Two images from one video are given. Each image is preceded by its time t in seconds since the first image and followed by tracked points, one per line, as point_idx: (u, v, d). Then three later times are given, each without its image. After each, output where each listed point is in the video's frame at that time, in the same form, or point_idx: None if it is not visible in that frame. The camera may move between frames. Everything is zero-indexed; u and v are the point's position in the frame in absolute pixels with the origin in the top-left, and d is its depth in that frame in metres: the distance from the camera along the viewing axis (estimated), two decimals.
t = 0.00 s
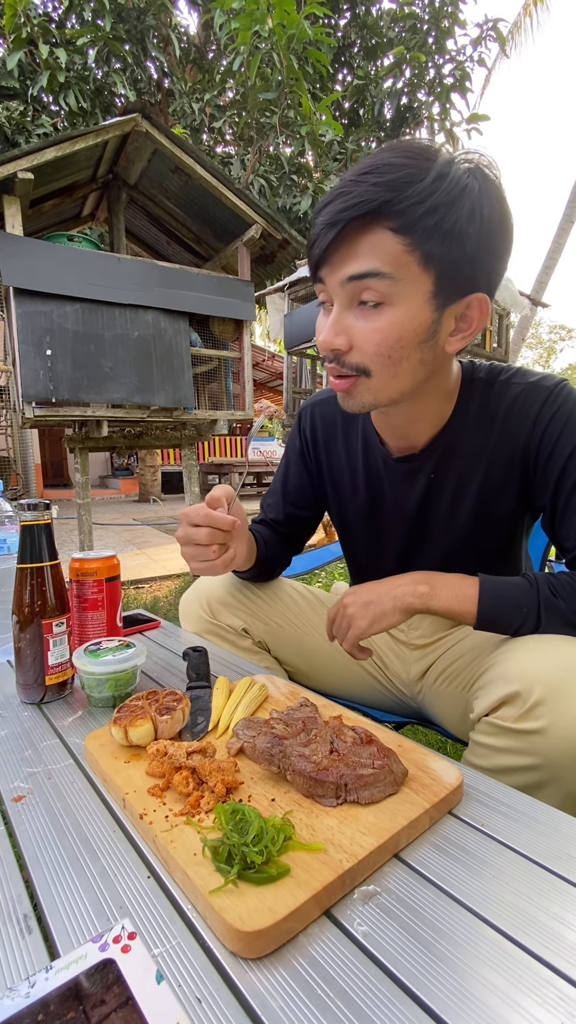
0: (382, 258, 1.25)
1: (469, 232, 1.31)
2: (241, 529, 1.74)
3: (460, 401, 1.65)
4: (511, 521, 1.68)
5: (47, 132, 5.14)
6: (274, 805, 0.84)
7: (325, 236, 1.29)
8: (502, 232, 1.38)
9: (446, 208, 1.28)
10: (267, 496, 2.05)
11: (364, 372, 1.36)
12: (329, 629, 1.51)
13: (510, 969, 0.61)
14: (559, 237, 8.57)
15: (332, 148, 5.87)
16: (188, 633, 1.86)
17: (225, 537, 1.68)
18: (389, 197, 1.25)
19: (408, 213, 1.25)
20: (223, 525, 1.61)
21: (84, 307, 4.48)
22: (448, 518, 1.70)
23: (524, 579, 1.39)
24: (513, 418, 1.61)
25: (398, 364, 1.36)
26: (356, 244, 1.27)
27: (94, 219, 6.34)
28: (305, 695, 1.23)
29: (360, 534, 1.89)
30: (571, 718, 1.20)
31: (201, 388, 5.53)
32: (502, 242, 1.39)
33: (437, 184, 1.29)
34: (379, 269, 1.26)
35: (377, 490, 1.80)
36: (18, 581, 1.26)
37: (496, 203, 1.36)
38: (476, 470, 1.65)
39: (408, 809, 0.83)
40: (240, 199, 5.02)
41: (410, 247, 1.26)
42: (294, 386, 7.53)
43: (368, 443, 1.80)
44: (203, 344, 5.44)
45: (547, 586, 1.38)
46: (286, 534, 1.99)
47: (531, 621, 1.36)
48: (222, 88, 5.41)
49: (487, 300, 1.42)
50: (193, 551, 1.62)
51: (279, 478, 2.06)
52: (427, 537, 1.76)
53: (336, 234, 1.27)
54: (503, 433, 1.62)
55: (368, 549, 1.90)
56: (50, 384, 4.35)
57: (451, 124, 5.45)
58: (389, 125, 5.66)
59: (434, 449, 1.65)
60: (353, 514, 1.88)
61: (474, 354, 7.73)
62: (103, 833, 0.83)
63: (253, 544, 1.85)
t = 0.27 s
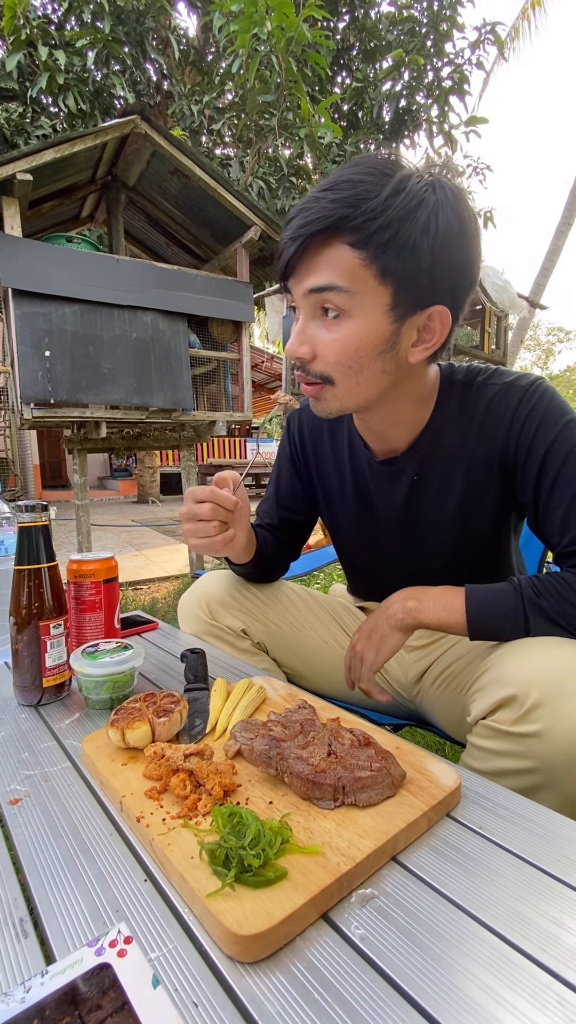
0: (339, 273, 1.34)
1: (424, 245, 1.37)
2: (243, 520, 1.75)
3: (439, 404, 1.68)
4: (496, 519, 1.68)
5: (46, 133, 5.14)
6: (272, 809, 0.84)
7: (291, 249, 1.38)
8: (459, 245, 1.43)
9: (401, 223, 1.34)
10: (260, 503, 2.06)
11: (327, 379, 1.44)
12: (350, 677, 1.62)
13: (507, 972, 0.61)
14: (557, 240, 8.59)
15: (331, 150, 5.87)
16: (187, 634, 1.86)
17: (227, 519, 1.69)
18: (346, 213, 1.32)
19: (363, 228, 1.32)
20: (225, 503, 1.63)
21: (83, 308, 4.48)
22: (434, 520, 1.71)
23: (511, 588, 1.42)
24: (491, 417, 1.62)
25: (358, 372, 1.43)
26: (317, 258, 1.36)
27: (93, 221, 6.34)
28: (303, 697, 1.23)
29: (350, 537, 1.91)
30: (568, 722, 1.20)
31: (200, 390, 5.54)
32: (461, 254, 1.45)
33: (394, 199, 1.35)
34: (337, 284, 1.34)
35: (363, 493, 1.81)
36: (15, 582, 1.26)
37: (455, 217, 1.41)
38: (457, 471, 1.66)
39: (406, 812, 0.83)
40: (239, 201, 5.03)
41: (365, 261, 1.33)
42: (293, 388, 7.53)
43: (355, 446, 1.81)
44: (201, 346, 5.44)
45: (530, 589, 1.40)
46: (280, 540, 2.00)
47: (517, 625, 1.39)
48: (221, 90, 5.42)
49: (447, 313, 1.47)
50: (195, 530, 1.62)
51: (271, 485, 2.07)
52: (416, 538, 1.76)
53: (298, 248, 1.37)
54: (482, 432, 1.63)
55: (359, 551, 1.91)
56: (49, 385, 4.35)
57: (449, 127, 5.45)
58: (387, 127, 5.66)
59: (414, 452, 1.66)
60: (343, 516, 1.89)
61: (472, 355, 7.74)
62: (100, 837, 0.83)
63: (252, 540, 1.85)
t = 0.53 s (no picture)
0: (317, 280, 1.32)
1: (399, 252, 1.35)
2: (235, 514, 1.72)
3: (425, 404, 1.65)
4: (483, 520, 1.67)
5: (45, 135, 5.15)
6: (269, 812, 0.83)
7: (270, 258, 1.38)
8: (435, 253, 1.42)
9: (377, 230, 1.32)
10: (255, 506, 2.06)
11: (311, 388, 1.43)
12: (347, 695, 1.66)
13: (503, 975, 0.61)
14: (554, 243, 8.63)
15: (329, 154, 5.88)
16: (184, 636, 1.85)
17: (219, 511, 1.69)
18: (323, 222, 1.31)
19: (339, 237, 1.31)
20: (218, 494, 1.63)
21: (80, 309, 4.48)
22: (424, 523, 1.70)
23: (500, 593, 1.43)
24: (477, 417, 1.61)
25: (341, 379, 1.41)
26: (296, 266, 1.35)
27: (92, 222, 6.35)
28: (300, 699, 1.23)
29: (342, 539, 1.90)
30: (564, 724, 1.19)
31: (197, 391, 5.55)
32: (438, 261, 1.43)
33: (370, 206, 1.34)
34: (316, 291, 1.33)
35: (354, 496, 1.80)
36: (11, 584, 1.25)
37: (430, 224, 1.40)
38: (445, 472, 1.65)
39: (403, 815, 0.82)
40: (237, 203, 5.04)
41: (342, 269, 1.31)
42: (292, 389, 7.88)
43: (344, 448, 1.81)
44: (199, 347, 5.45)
45: (518, 591, 1.41)
46: (275, 542, 1.99)
47: (509, 627, 1.40)
48: (220, 93, 5.44)
49: (426, 319, 1.45)
50: (187, 519, 1.62)
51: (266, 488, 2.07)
52: (405, 542, 1.75)
53: (276, 257, 1.36)
54: (468, 433, 1.61)
55: (350, 554, 1.91)
56: (46, 387, 4.35)
57: (447, 131, 5.47)
58: (385, 131, 5.69)
59: (403, 454, 1.65)
60: (335, 518, 1.88)
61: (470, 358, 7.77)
62: (96, 840, 0.82)
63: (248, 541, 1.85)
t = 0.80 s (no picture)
0: (305, 293, 1.31)
1: (388, 268, 1.33)
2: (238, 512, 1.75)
3: (420, 409, 1.65)
4: (479, 525, 1.67)
5: (42, 137, 5.15)
6: (267, 819, 0.83)
7: (261, 269, 1.37)
8: (426, 270, 1.38)
9: (366, 245, 1.30)
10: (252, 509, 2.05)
11: (307, 398, 1.42)
12: (344, 700, 1.66)
13: (503, 984, 0.61)
14: (549, 248, 8.67)
15: (326, 158, 5.90)
16: (181, 640, 1.85)
17: (223, 506, 1.70)
18: (313, 234, 1.30)
19: (328, 250, 1.29)
20: (224, 489, 1.65)
21: (77, 312, 4.48)
22: (421, 528, 1.70)
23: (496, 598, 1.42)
24: (472, 422, 1.61)
25: (329, 391, 1.40)
26: (286, 277, 1.34)
27: (89, 224, 6.34)
28: (298, 704, 1.22)
29: (338, 544, 1.89)
30: (561, 728, 1.19)
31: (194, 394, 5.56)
32: (429, 277, 1.40)
33: (360, 220, 1.32)
34: (303, 303, 1.32)
35: (350, 501, 1.80)
36: (7, 587, 1.24)
37: (421, 240, 1.37)
38: (441, 477, 1.64)
39: (402, 821, 0.82)
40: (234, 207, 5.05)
41: (330, 282, 1.30)
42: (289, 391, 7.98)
43: (340, 453, 1.80)
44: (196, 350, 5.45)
45: (514, 595, 1.41)
46: (271, 545, 1.99)
47: (506, 632, 1.40)
48: (218, 98, 5.45)
49: (414, 336, 1.42)
50: (191, 509, 1.62)
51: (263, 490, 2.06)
52: (401, 548, 1.75)
53: (267, 267, 1.35)
54: (464, 438, 1.61)
55: (347, 559, 1.90)
56: (42, 389, 4.34)
57: (443, 136, 5.49)
58: (382, 136, 5.71)
59: (399, 459, 1.64)
60: (331, 522, 1.87)
61: (466, 362, 7.80)
62: (92, 848, 0.81)
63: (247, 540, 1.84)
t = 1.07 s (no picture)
0: (295, 311, 1.29)
1: (379, 284, 1.29)
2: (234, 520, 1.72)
3: (420, 416, 1.63)
4: (479, 533, 1.65)
5: (38, 141, 5.13)
6: (265, 842, 0.79)
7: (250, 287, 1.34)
8: (420, 285, 1.34)
9: (356, 262, 1.27)
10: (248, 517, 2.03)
11: (294, 413, 1.41)
12: (341, 711, 1.63)
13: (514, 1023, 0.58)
14: (543, 255, 8.72)
15: (322, 164, 5.91)
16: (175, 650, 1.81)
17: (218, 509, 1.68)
18: (301, 252, 1.27)
19: (316, 269, 1.26)
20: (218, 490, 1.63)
21: (71, 315, 4.45)
22: (420, 537, 1.67)
23: (497, 609, 1.41)
24: (472, 430, 1.59)
25: (321, 406, 1.39)
26: (276, 295, 1.31)
27: (84, 228, 6.31)
28: (296, 719, 1.19)
29: (336, 552, 1.87)
30: (564, 744, 1.17)
31: (190, 398, 5.53)
32: (423, 292, 1.35)
33: (349, 236, 1.28)
34: (294, 322, 1.29)
35: (348, 509, 1.77)
36: None
37: (414, 253, 1.32)
38: (441, 485, 1.62)
39: (405, 845, 0.79)
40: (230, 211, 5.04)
41: (320, 301, 1.27)
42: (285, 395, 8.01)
43: (337, 460, 1.78)
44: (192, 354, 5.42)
45: (516, 605, 1.39)
46: (268, 552, 1.96)
47: (508, 642, 1.38)
48: (214, 103, 5.45)
49: (408, 352, 1.39)
50: (186, 514, 1.61)
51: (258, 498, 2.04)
52: (400, 557, 1.73)
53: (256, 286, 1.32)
54: (464, 446, 1.59)
55: (345, 568, 1.88)
56: (36, 393, 4.30)
57: (438, 144, 5.51)
58: (377, 143, 5.72)
59: (398, 466, 1.62)
60: (329, 530, 1.84)
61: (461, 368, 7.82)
62: (82, 875, 0.78)
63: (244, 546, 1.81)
